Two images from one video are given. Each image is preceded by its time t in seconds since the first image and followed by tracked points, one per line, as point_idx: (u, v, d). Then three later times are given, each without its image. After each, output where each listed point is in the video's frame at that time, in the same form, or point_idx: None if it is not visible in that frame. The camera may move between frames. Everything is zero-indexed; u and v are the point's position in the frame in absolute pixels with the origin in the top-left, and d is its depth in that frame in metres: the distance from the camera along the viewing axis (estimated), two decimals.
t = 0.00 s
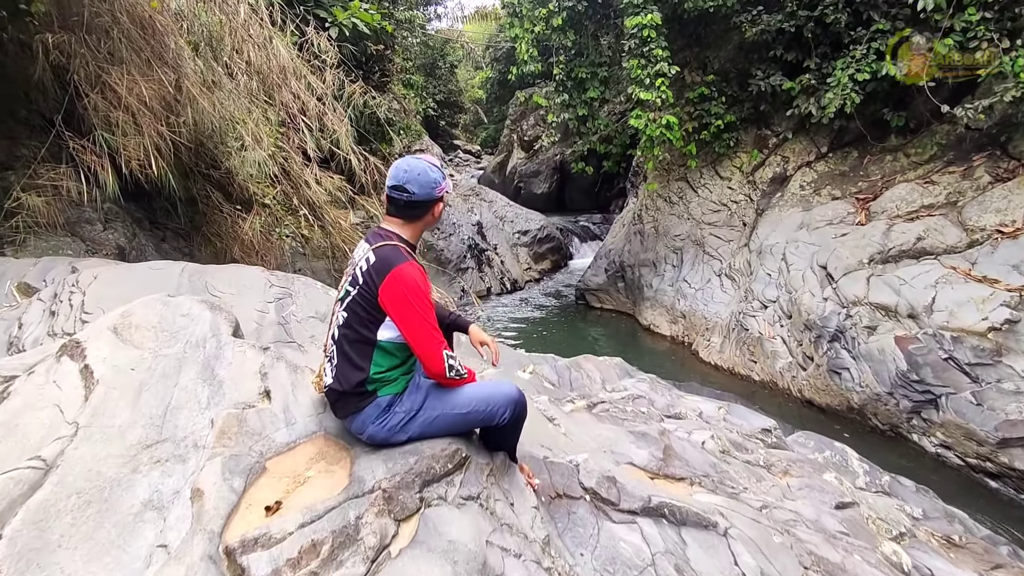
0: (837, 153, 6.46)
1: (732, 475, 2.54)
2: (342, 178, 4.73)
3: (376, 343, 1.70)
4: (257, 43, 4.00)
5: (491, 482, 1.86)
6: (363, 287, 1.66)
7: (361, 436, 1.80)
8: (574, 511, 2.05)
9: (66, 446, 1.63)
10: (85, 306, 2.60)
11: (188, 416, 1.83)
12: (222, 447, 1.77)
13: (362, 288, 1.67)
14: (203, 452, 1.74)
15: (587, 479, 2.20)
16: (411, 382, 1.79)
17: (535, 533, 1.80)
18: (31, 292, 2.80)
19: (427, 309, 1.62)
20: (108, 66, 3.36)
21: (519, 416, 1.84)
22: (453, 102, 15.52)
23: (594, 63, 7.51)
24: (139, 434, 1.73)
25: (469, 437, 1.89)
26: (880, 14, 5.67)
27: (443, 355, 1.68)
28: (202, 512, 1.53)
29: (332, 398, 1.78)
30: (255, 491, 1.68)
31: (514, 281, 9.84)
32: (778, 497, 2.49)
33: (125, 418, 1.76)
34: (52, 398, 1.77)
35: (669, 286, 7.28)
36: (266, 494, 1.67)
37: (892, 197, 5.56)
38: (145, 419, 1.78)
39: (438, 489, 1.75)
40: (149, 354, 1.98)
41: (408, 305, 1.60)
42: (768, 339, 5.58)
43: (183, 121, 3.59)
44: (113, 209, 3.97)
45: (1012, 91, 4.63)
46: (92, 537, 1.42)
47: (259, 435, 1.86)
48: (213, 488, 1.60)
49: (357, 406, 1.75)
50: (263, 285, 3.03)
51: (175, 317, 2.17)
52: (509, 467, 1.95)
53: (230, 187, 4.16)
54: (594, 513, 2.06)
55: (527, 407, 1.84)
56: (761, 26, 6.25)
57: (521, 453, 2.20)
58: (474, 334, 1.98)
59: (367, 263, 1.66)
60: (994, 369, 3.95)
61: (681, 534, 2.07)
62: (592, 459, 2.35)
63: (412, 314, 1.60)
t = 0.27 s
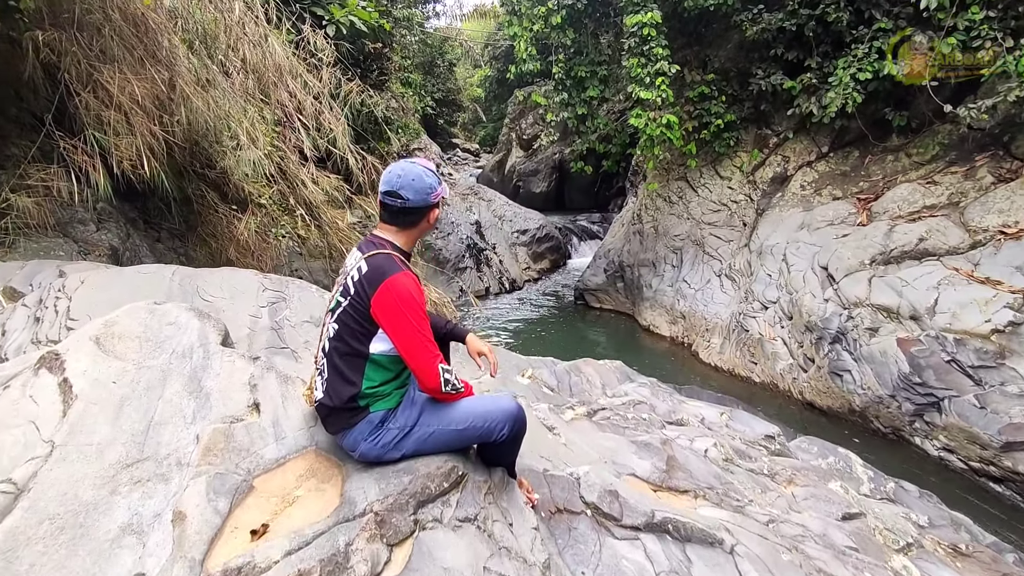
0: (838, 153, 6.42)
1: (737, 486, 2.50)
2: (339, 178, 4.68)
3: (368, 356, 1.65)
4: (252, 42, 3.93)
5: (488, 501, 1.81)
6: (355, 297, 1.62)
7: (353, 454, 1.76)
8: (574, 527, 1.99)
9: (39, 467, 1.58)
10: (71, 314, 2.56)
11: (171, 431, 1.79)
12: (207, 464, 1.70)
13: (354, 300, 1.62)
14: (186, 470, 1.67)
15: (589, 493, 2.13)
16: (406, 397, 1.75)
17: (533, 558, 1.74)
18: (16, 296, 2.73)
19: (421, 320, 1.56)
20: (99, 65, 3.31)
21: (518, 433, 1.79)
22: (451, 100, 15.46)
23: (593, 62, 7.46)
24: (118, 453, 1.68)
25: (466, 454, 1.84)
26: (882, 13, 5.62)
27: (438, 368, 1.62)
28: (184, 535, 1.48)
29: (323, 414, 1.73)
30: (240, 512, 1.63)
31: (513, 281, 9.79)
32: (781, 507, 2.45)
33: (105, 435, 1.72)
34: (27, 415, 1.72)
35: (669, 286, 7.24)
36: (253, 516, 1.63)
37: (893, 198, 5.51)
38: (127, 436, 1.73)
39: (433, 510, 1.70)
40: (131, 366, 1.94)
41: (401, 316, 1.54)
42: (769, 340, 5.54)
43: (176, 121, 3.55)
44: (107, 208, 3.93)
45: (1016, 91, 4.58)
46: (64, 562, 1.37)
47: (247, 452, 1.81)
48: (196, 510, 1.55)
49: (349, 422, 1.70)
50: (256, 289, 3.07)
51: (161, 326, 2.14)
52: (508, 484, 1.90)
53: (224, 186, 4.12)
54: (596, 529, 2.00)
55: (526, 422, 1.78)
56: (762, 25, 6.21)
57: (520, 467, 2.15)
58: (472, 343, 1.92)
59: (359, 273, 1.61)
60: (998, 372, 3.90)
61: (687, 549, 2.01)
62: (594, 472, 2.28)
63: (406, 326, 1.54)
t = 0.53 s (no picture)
0: (839, 152, 6.37)
1: (744, 498, 2.46)
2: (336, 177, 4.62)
3: (361, 370, 1.60)
4: (246, 40, 3.86)
5: (489, 521, 1.76)
6: (348, 308, 1.56)
7: (347, 472, 1.70)
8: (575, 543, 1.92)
9: (14, 489, 1.57)
10: (56, 318, 2.53)
11: (155, 447, 1.78)
12: (192, 482, 1.68)
13: (348, 310, 1.57)
14: (171, 489, 1.66)
15: (592, 507, 2.07)
16: (402, 412, 1.70)
17: None
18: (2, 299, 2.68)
19: (418, 331, 1.51)
20: (90, 62, 3.24)
21: (518, 448, 1.74)
22: (450, 98, 15.39)
23: (593, 60, 7.41)
24: (98, 472, 1.67)
25: (465, 470, 1.79)
26: (885, 11, 5.57)
27: (435, 382, 1.56)
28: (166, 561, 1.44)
29: (316, 430, 1.68)
30: (227, 536, 1.58)
31: (512, 280, 9.74)
32: (787, 517, 2.41)
33: (84, 454, 1.70)
34: (3, 432, 1.71)
35: (668, 286, 7.20)
36: (240, 540, 1.58)
37: (895, 198, 5.47)
38: (107, 455, 1.72)
39: (431, 533, 1.64)
40: (114, 379, 1.92)
41: (397, 328, 1.49)
42: (769, 341, 5.50)
43: (169, 120, 3.50)
44: (101, 208, 3.88)
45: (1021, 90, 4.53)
46: None
47: (236, 468, 1.78)
48: (180, 535, 1.50)
49: (342, 438, 1.65)
50: (249, 292, 3.09)
51: (147, 335, 2.11)
52: (508, 500, 1.86)
53: (220, 185, 4.07)
54: (599, 544, 1.94)
55: (527, 437, 1.73)
56: (763, 23, 6.16)
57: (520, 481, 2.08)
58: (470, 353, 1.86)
59: (353, 282, 1.56)
60: (1001, 374, 3.84)
61: (693, 561, 1.97)
62: (596, 485, 2.21)
63: (402, 338, 1.49)
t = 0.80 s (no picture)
0: (839, 151, 6.34)
1: (750, 505, 2.41)
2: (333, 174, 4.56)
3: (356, 378, 1.56)
4: (241, 36, 3.82)
5: (490, 536, 1.72)
6: (342, 314, 1.52)
7: (341, 485, 1.66)
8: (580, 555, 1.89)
9: None
10: (41, 320, 2.48)
11: (140, 459, 1.74)
12: (178, 496, 1.63)
13: (342, 316, 1.52)
14: (155, 504, 1.61)
15: (596, 517, 2.03)
16: (399, 423, 1.66)
17: None
18: None
19: (416, 338, 1.47)
20: (80, 57, 3.15)
21: (520, 458, 1.71)
22: (447, 96, 15.32)
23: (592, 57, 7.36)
24: (78, 487, 1.62)
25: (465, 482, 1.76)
26: (886, 7, 5.52)
27: (434, 391, 1.52)
28: None
29: (309, 441, 1.63)
30: (215, 553, 1.53)
31: (510, 278, 9.69)
32: (792, 523, 2.37)
33: (64, 467, 1.66)
34: None
35: (667, 285, 7.17)
36: (229, 557, 1.53)
37: (896, 196, 5.44)
38: (88, 467, 1.68)
39: (429, 550, 1.60)
40: (98, 387, 1.89)
41: (393, 335, 1.44)
42: (769, 341, 5.46)
43: (162, 116, 3.44)
44: (93, 205, 3.83)
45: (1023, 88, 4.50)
46: None
47: (225, 480, 1.73)
48: (164, 553, 1.44)
49: (336, 450, 1.60)
50: (243, 293, 3.06)
51: (134, 339, 2.08)
52: (511, 511, 1.82)
53: (215, 182, 4.01)
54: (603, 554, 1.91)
55: (530, 448, 1.70)
56: (763, 20, 6.12)
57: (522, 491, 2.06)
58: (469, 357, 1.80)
59: (348, 286, 1.51)
60: (1004, 375, 3.81)
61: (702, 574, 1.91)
62: (600, 493, 2.16)
63: (398, 346, 1.44)
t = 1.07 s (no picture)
0: (837, 148, 6.31)
1: (762, 516, 2.35)
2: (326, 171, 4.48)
3: (350, 392, 1.48)
4: (234, 30, 3.78)
5: (494, 560, 1.66)
6: (336, 322, 1.45)
7: (335, 505, 1.59)
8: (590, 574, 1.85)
9: None
10: (19, 325, 2.36)
11: (118, 478, 1.67)
12: (158, 519, 1.56)
13: (336, 326, 1.45)
14: (133, 529, 1.55)
15: (602, 532, 1.99)
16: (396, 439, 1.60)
17: None
18: None
19: (414, 347, 1.41)
20: (63, 48, 2.99)
21: (524, 474, 1.66)
22: (442, 91, 15.19)
23: (588, 53, 7.29)
24: (50, 512, 1.55)
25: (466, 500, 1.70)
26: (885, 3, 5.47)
27: (432, 403, 1.46)
28: None
29: (300, 459, 1.55)
30: None
31: (506, 276, 9.63)
32: (797, 530, 2.33)
33: (35, 489, 1.58)
34: None
35: (665, 283, 7.13)
36: None
37: (894, 194, 5.41)
38: (60, 490, 1.60)
39: None
40: (72, 400, 1.78)
41: (390, 344, 1.38)
42: (768, 339, 5.43)
43: (151, 111, 3.33)
44: (80, 202, 3.72)
45: None
46: None
47: (211, 499, 1.66)
48: None
49: (329, 469, 1.53)
50: (234, 293, 2.99)
51: (114, 347, 1.96)
52: (513, 529, 1.77)
53: (206, 179, 3.93)
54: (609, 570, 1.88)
55: (535, 464, 1.66)
56: (762, 16, 6.06)
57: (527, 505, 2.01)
58: (470, 367, 1.76)
59: (341, 295, 1.44)
60: (1004, 374, 3.78)
61: None
62: (606, 505, 2.12)
63: (396, 355, 1.38)
